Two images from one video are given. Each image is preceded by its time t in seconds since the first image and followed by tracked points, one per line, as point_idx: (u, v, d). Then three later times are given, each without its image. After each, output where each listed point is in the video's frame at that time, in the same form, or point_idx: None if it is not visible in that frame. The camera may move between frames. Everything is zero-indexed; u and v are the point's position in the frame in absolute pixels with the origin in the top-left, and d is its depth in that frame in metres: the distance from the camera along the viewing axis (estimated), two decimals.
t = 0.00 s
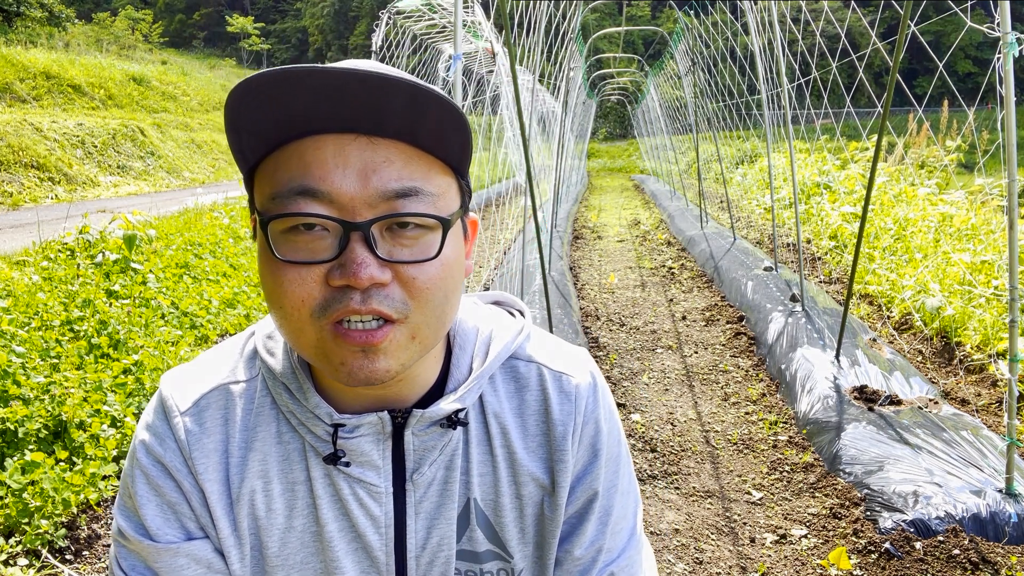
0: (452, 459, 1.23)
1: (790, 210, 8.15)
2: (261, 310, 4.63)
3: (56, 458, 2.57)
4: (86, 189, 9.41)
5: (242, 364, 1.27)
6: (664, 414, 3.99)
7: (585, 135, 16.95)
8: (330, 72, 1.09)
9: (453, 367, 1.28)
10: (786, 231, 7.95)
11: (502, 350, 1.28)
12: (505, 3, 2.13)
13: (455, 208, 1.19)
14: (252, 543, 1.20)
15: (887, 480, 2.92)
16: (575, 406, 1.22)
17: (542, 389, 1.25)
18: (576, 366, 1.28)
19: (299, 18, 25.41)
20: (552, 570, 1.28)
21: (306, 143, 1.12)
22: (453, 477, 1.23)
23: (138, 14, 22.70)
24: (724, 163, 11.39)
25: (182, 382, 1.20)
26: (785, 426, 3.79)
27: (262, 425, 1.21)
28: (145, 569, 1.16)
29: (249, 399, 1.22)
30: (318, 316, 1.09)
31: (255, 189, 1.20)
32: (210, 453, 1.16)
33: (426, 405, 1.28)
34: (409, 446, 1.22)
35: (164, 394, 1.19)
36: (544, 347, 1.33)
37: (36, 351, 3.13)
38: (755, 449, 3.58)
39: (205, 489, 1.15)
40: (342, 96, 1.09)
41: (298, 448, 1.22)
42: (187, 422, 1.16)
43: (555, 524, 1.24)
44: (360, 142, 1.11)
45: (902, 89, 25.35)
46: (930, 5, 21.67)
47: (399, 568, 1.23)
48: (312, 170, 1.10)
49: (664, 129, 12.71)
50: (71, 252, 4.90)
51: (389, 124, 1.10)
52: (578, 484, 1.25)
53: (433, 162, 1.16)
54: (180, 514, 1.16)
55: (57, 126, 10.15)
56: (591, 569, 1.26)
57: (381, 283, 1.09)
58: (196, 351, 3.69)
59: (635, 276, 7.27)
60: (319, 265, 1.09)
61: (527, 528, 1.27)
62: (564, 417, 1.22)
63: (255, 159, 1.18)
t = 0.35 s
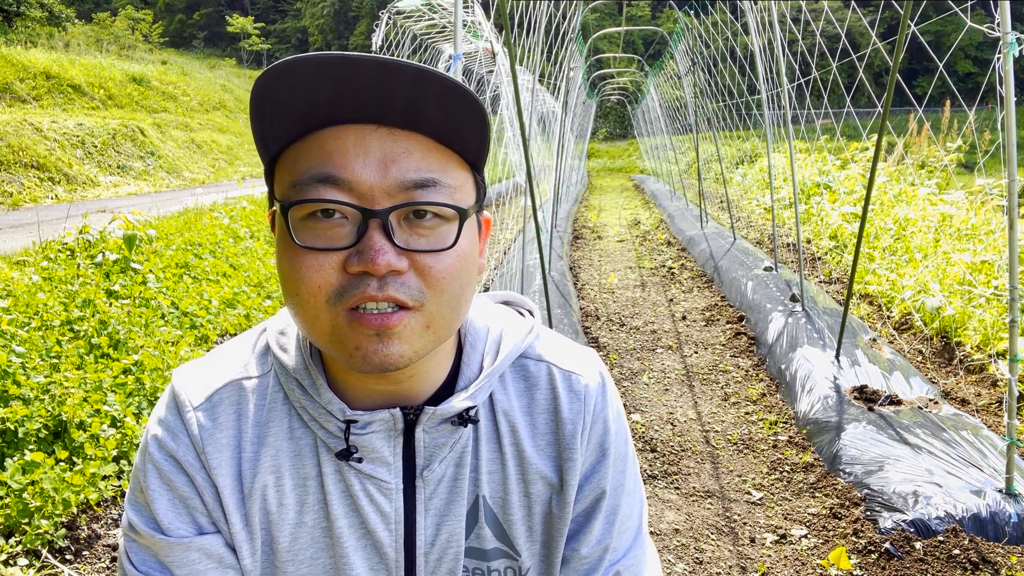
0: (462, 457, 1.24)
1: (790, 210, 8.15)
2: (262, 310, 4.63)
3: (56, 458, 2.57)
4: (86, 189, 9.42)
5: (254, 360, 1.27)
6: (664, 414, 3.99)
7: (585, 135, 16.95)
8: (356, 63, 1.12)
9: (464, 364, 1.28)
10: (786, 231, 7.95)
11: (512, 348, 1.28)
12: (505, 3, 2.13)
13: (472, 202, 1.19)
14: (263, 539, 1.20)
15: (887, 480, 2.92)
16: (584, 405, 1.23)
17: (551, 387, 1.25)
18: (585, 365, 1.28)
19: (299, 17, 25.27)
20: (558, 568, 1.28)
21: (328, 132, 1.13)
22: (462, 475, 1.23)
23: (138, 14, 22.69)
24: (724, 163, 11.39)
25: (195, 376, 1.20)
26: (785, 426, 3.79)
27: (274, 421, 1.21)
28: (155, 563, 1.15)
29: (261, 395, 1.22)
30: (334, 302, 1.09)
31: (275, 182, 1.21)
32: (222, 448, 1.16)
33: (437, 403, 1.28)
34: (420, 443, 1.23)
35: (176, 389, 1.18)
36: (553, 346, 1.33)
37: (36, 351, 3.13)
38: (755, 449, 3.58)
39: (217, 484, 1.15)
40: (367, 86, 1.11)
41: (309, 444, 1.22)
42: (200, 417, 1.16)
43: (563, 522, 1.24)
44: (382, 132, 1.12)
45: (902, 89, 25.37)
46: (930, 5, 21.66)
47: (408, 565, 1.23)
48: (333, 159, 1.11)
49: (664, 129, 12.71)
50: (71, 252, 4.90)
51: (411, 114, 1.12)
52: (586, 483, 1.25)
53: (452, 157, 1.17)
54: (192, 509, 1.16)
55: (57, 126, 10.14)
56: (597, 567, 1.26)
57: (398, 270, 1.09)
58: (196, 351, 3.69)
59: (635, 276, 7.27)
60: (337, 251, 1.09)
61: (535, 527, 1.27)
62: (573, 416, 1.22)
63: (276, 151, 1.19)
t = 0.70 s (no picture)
0: (465, 456, 1.24)
1: (790, 210, 8.15)
2: (262, 310, 4.62)
3: (56, 458, 2.57)
4: (86, 189, 9.41)
5: (258, 359, 1.27)
6: (664, 414, 3.99)
7: (585, 135, 16.96)
8: (363, 60, 1.12)
9: (467, 364, 1.29)
10: (786, 231, 7.95)
11: (516, 347, 1.28)
12: (505, 3, 2.13)
13: (476, 201, 1.20)
14: (267, 537, 1.20)
15: (887, 480, 2.92)
16: (587, 405, 1.23)
17: (554, 387, 1.26)
18: (588, 365, 1.29)
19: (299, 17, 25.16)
20: (561, 567, 1.28)
21: (334, 129, 1.14)
22: (465, 474, 1.23)
23: (138, 14, 22.67)
24: (724, 163, 11.40)
25: (199, 374, 1.21)
26: (785, 426, 3.79)
27: (278, 419, 1.21)
28: (158, 562, 1.15)
29: (264, 394, 1.22)
30: (336, 297, 1.09)
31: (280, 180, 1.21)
32: (226, 447, 1.16)
33: (440, 402, 1.28)
34: (423, 442, 1.23)
35: (180, 388, 1.18)
36: (556, 346, 1.34)
37: (36, 351, 3.13)
38: (755, 449, 3.58)
39: (221, 482, 1.15)
40: (373, 82, 1.12)
41: (313, 443, 1.22)
42: (204, 416, 1.16)
43: (565, 521, 1.24)
44: (387, 130, 1.13)
45: (903, 89, 25.39)
46: (931, 5, 21.66)
47: (411, 563, 1.23)
48: (338, 155, 1.12)
49: (664, 129, 12.71)
50: (71, 252, 4.90)
51: (415, 112, 1.13)
52: (589, 482, 1.25)
53: (456, 156, 1.18)
54: (196, 507, 1.16)
55: (56, 126, 10.14)
56: (600, 567, 1.26)
57: (400, 267, 1.09)
58: (195, 351, 3.69)
59: (635, 276, 7.27)
60: (340, 247, 1.09)
61: (537, 526, 1.27)
62: (576, 416, 1.22)
63: (283, 148, 1.19)
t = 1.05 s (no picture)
0: (465, 457, 1.24)
1: (790, 210, 8.14)
2: (262, 310, 4.62)
3: (56, 458, 2.57)
4: (86, 189, 9.41)
5: (258, 358, 1.27)
6: (664, 414, 3.99)
7: (585, 135, 16.95)
8: (367, 67, 1.12)
9: (468, 364, 1.28)
10: (786, 231, 7.95)
11: (516, 348, 1.28)
12: (505, 3, 2.13)
13: (478, 204, 1.20)
14: (267, 536, 1.20)
15: (887, 480, 2.92)
16: (587, 406, 1.23)
17: (554, 388, 1.26)
18: (588, 366, 1.29)
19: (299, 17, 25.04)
20: (560, 568, 1.28)
21: (337, 133, 1.13)
22: (466, 475, 1.23)
23: (138, 14, 22.66)
24: (724, 163, 11.40)
25: (199, 374, 1.21)
26: (785, 426, 3.79)
27: (278, 419, 1.21)
28: (158, 561, 1.15)
29: (265, 394, 1.22)
30: (339, 302, 1.09)
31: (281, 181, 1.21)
32: (227, 446, 1.16)
33: (440, 402, 1.28)
34: (423, 442, 1.23)
35: (181, 387, 1.18)
36: (557, 347, 1.34)
37: (36, 351, 3.13)
38: (755, 449, 3.58)
39: (222, 482, 1.15)
40: (377, 87, 1.11)
41: (313, 443, 1.22)
42: (204, 415, 1.16)
43: (565, 522, 1.24)
44: (391, 134, 1.13)
45: (903, 89, 25.41)
46: (931, 5, 21.66)
47: (410, 564, 1.23)
48: (342, 160, 1.11)
49: (664, 129, 12.70)
50: (71, 252, 4.90)
51: (419, 117, 1.13)
52: (589, 483, 1.25)
53: (459, 160, 1.18)
54: (196, 507, 1.16)
55: (57, 126, 10.14)
56: (599, 568, 1.26)
57: (403, 272, 1.09)
58: (195, 351, 3.69)
59: (635, 276, 7.27)
60: (343, 252, 1.09)
61: (537, 527, 1.27)
62: (576, 417, 1.22)
63: (285, 151, 1.19)
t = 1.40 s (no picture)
0: (470, 455, 1.24)
1: (790, 210, 8.14)
2: (262, 311, 4.62)
3: (56, 458, 2.57)
4: (86, 189, 9.41)
5: (263, 357, 1.27)
6: (664, 414, 3.99)
7: (585, 135, 16.96)
8: (392, 84, 1.07)
9: (473, 363, 1.28)
10: (786, 231, 7.95)
11: (520, 347, 1.28)
12: (506, 3, 2.13)
13: (493, 210, 1.21)
14: (273, 534, 1.20)
15: (887, 480, 2.92)
16: (590, 404, 1.23)
17: (557, 386, 1.25)
18: (591, 364, 1.29)
19: (299, 17, 24.90)
20: (562, 565, 1.29)
21: (359, 146, 1.10)
22: (469, 472, 1.24)
23: (138, 14, 22.65)
24: (724, 163, 11.39)
25: (206, 373, 1.21)
26: (785, 426, 3.79)
27: (284, 418, 1.21)
28: (164, 560, 1.15)
29: (271, 393, 1.22)
30: (367, 317, 1.09)
31: (295, 192, 1.17)
32: (233, 445, 1.16)
33: (446, 401, 1.28)
34: (429, 441, 1.23)
35: (187, 386, 1.18)
36: (561, 345, 1.33)
37: (36, 351, 3.13)
38: (755, 449, 3.58)
39: (228, 481, 1.15)
40: (402, 104, 1.08)
41: (319, 442, 1.22)
42: (211, 414, 1.16)
43: (567, 519, 1.25)
44: (413, 147, 1.11)
45: (903, 89, 25.41)
46: (931, 5, 21.66)
47: (416, 562, 1.24)
48: (366, 175, 1.09)
49: (664, 129, 12.70)
50: (71, 252, 4.90)
51: (443, 131, 1.11)
52: (591, 481, 1.25)
53: (477, 168, 1.18)
54: (203, 505, 1.16)
55: (57, 126, 10.14)
56: (600, 565, 1.26)
57: (431, 285, 1.10)
58: (196, 351, 3.69)
59: (635, 276, 7.27)
60: (370, 267, 1.09)
61: (540, 524, 1.27)
62: (578, 415, 1.23)
63: (300, 161, 1.14)
